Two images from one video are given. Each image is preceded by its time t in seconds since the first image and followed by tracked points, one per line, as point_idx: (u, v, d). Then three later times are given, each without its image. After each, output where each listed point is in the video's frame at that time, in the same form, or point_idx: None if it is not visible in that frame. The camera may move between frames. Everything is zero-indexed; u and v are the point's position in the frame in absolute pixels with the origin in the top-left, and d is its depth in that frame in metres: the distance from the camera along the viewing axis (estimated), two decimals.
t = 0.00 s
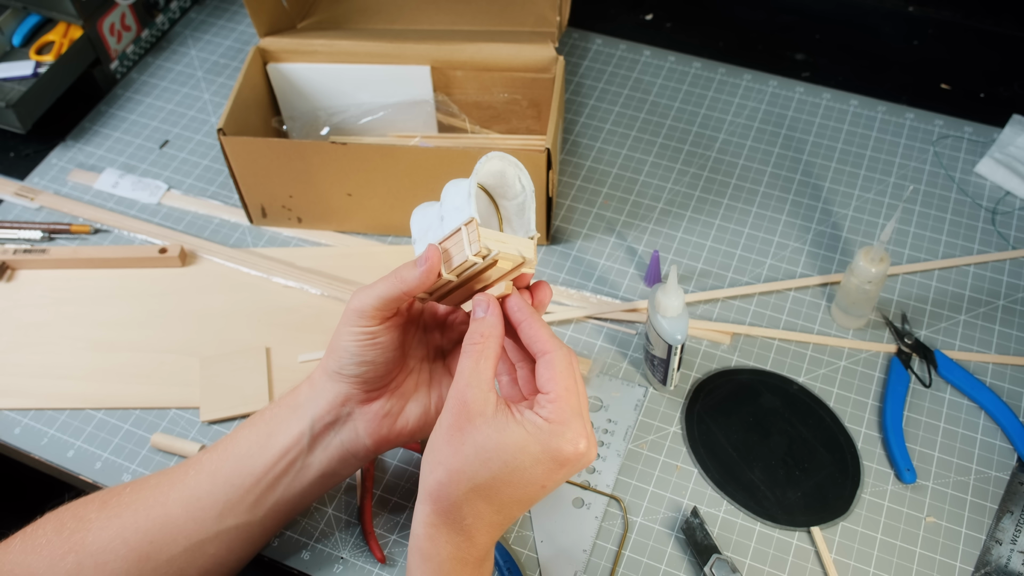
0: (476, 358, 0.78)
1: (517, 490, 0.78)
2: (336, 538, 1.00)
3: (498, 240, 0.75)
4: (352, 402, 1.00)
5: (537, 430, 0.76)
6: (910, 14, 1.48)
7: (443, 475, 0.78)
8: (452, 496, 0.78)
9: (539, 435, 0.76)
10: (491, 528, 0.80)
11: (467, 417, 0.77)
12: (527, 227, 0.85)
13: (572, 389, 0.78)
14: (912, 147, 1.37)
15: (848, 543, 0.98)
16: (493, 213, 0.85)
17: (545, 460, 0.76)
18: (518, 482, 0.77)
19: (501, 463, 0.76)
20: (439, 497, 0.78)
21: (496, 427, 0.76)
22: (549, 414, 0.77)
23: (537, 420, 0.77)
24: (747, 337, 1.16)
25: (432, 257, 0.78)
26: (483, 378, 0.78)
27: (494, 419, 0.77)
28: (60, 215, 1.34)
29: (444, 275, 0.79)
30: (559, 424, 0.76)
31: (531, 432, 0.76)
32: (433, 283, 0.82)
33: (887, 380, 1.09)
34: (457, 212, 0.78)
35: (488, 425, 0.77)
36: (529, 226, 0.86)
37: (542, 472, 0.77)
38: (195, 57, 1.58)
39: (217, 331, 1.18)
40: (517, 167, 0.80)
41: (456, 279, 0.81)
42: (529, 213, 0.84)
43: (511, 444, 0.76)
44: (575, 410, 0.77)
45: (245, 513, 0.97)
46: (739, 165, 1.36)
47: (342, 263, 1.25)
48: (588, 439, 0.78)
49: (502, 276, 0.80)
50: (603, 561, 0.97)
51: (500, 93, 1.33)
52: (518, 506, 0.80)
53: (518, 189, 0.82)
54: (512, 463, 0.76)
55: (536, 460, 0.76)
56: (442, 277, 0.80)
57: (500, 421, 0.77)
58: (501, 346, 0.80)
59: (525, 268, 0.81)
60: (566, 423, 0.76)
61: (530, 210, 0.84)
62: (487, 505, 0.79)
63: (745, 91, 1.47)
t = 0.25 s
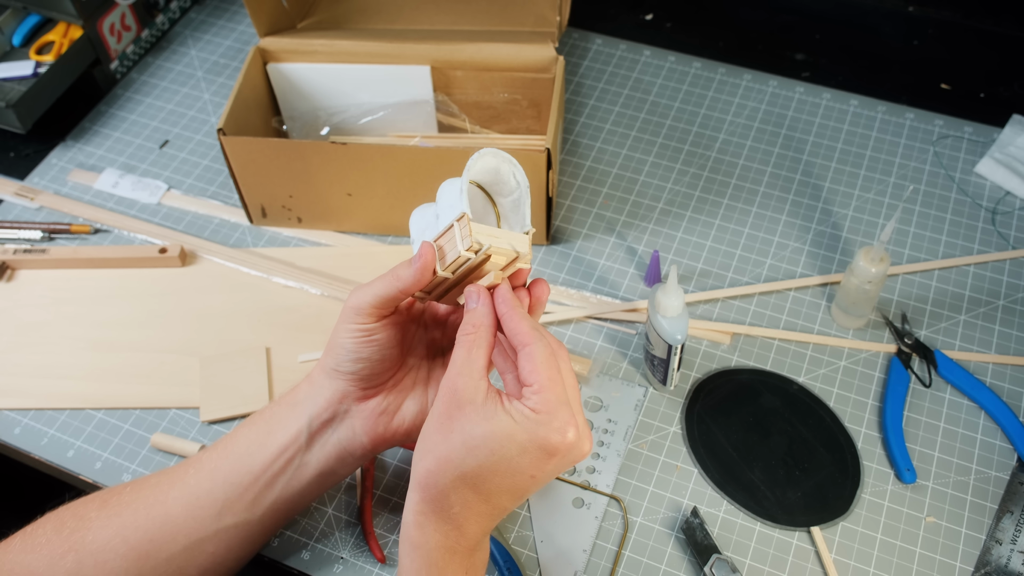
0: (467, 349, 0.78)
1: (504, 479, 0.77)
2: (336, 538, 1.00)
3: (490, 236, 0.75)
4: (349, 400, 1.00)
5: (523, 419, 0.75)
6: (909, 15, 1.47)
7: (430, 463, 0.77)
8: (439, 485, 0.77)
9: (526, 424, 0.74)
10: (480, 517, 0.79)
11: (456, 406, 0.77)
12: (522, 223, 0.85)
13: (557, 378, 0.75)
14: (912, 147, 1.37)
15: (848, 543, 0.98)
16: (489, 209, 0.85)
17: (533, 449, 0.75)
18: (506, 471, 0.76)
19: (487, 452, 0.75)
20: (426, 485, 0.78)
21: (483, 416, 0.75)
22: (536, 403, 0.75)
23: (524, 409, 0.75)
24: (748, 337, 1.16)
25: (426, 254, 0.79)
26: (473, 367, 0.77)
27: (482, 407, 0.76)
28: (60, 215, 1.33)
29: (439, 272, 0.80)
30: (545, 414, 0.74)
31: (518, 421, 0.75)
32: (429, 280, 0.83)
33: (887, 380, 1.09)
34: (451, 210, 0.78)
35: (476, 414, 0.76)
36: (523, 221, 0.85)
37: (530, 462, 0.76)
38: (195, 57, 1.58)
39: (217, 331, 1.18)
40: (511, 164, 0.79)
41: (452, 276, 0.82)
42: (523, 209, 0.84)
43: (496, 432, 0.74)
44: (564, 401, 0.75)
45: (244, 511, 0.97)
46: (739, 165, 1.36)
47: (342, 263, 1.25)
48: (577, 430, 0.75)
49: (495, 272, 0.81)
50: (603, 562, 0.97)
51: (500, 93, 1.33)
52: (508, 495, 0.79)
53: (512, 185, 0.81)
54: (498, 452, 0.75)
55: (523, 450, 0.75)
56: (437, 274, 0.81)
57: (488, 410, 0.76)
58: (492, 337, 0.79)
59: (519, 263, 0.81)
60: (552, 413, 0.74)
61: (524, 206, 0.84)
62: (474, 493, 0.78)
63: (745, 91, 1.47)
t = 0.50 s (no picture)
0: (454, 342, 0.78)
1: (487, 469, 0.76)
2: (336, 538, 1.00)
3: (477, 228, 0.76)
4: (347, 398, 1.00)
5: (503, 407, 0.73)
6: (909, 14, 1.48)
7: (414, 454, 0.77)
8: (423, 476, 0.77)
9: (505, 412, 0.73)
10: (465, 509, 0.79)
11: (440, 397, 0.77)
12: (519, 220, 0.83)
13: (538, 368, 0.74)
14: (912, 147, 1.37)
15: (848, 543, 0.98)
16: (488, 205, 0.84)
17: (513, 438, 0.73)
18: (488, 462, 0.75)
19: (468, 441, 0.74)
20: (410, 476, 0.78)
21: (465, 406, 0.75)
22: (515, 391, 0.73)
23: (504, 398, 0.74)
24: (747, 337, 1.16)
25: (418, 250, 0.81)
26: (457, 358, 0.77)
27: (464, 397, 0.75)
28: (60, 215, 1.33)
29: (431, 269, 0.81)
30: (525, 404, 0.73)
31: (497, 409, 0.73)
32: (423, 277, 0.85)
33: (887, 380, 1.09)
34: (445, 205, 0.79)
35: (458, 403, 0.75)
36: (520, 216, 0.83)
37: (512, 452, 0.74)
38: (195, 57, 1.58)
39: (217, 331, 1.18)
40: (505, 157, 0.79)
41: (445, 274, 0.84)
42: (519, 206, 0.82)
43: (475, 422, 0.74)
44: (545, 389, 0.73)
45: (243, 509, 0.97)
46: (739, 165, 1.36)
47: (342, 263, 1.25)
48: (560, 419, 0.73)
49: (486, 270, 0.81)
50: (603, 562, 0.97)
51: (500, 93, 1.33)
52: (494, 487, 0.77)
53: (507, 180, 0.81)
54: (478, 440, 0.74)
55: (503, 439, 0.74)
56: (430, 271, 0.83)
57: (470, 400, 0.75)
58: (480, 331, 0.79)
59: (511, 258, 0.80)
60: (531, 402, 0.72)
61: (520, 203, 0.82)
62: (458, 485, 0.77)
63: (745, 91, 1.47)
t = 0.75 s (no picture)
0: (455, 340, 0.79)
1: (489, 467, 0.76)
2: (336, 538, 1.00)
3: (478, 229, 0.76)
4: (347, 398, 1.00)
5: (504, 404, 0.74)
6: (909, 14, 1.48)
7: (415, 452, 0.77)
8: (425, 474, 0.77)
9: (506, 409, 0.73)
10: (466, 507, 0.78)
11: (442, 394, 0.77)
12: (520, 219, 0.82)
13: (539, 365, 0.74)
14: (912, 147, 1.37)
15: (848, 543, 0.98)
16: (486, 204, 0.84)
17: (515, 436, 0.73)
18: (489, 460, 0.75)
19: (470, 438, 0.74)
20: (411, 473, 0.78)
21: (466, 403, 0.75)
22: (517, 388, 0.74)
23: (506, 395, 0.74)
24: (748, 337, 1.16)
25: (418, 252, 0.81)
26: (459, 356, 0.78)
27: (465, 394, 0.75)
28: (60, 215, 1.33)
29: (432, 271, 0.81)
30: (526, 400, 0.73)
31: (498, 406, 0.74)
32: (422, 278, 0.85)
33: (887, 380, 1.09)
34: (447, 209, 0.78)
35: (460, 401, 0.75)
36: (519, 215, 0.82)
37: (513, 449, 0.74)
38: (195, 57, 1.58)
39: (217, 331, 1.18)
40: (504, 157, 0.79)
41: (445, 274, 0.84)
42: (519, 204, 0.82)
43: (477, 418, 0.74)
44: (546, 386, 0.74)
45: (244, 509, 0.97)
46: (739, 165, 1.36)
47: (342, 263, 1.25)
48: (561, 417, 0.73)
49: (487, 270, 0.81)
50: (603, 561, 0.97)
51: (500, 93, 1.33)
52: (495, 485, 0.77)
53: (506, 179, 0.81)
54: (480, 438, 0.74)
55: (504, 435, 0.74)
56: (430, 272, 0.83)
57: (472, 397, 0.75)
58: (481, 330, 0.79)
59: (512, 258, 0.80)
60: (532, 398, 0.73)
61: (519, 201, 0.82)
62: (460, 483, 0.77)
63: (745, 91, 1.47)
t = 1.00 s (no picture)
0: (454, 339, 0.79)
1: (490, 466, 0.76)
2: (336, 538, 1.00)
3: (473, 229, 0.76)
4: (346, 397, 1.00)
5: (505, 402, 0.74)
6: (910, 14, 1.48)
7: (415, 451, 0.77)
8: (425, 473, 0.77)
9: (507, 407, 0.73)
10: (467, 506, 0.78)
11: (442, 393, 0.77)
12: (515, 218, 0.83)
13: (539, 363, 0.74)
14: (912, 147, 1.37)
15: (848, 543, 0.98)
16: (483, 202, 0.84)
17: (516, 434, 0.73)
18: (490, 458, 0.75)
19: (471, 437, 0.74)
20: (411, 473, 0.78)
21: (466, 402, 0.75)
22: (517, 386, 0.74)
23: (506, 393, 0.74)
24: (747, 337, 1.16)
25: (415, 253, 0.81)
26: (458, 354, 0.78)
27: (465, 392, 0.75)
28: (60, 215, 1.33)
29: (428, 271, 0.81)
30: (526, 398, 0.73)
31: (499, 404, 0.74)
32: (419, 278, 0.84)
33: (887, 380, 1.09)
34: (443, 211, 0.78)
35: (460, 399, 0.75)
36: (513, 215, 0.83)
37: (514, 447, 0.74)
38: (195, 57, 1.58)
39: (217, 331, 1.18)
40: (499, 156, 0.79)
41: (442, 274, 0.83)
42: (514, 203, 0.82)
43: (478, 417, 0.74)
44: (546, 384, 0.74)
45: (244, 508, 0.97)
46: (739, 165, 1.36)
47: (342, 263, 1.25)
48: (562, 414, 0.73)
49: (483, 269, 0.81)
50: (603, 562, 0.97)
51: (500, 93, 1.33)
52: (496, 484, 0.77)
53: (501, 177, 0.81)
54: (481, 436, 0.74)
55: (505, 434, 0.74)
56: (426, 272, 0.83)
57: (472, 395, 0.75)
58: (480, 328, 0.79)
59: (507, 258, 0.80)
60: (533, 396, 0.73)
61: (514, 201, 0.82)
62: (460, 482, 0.77)
63: (745, 91, 1.47)
